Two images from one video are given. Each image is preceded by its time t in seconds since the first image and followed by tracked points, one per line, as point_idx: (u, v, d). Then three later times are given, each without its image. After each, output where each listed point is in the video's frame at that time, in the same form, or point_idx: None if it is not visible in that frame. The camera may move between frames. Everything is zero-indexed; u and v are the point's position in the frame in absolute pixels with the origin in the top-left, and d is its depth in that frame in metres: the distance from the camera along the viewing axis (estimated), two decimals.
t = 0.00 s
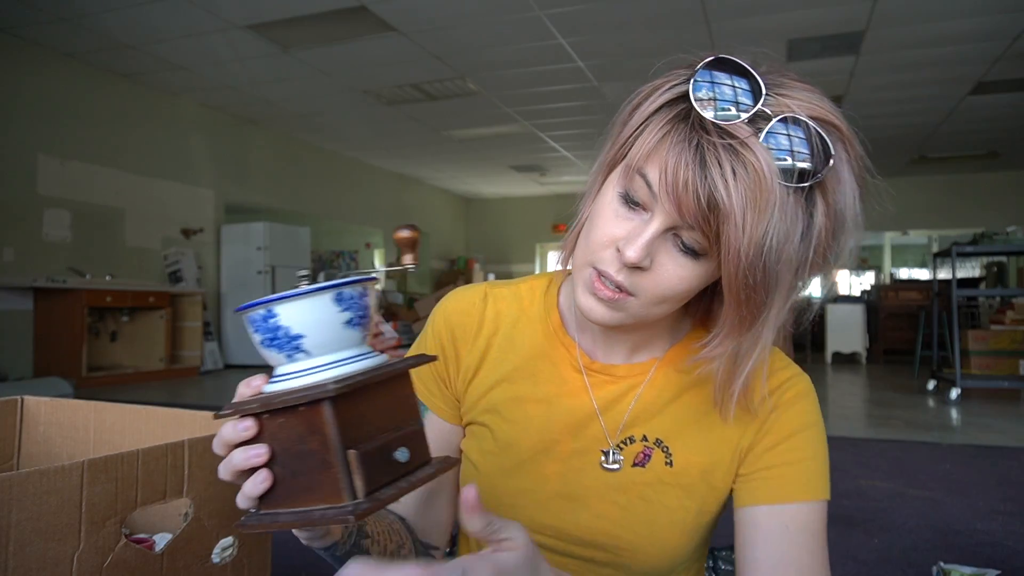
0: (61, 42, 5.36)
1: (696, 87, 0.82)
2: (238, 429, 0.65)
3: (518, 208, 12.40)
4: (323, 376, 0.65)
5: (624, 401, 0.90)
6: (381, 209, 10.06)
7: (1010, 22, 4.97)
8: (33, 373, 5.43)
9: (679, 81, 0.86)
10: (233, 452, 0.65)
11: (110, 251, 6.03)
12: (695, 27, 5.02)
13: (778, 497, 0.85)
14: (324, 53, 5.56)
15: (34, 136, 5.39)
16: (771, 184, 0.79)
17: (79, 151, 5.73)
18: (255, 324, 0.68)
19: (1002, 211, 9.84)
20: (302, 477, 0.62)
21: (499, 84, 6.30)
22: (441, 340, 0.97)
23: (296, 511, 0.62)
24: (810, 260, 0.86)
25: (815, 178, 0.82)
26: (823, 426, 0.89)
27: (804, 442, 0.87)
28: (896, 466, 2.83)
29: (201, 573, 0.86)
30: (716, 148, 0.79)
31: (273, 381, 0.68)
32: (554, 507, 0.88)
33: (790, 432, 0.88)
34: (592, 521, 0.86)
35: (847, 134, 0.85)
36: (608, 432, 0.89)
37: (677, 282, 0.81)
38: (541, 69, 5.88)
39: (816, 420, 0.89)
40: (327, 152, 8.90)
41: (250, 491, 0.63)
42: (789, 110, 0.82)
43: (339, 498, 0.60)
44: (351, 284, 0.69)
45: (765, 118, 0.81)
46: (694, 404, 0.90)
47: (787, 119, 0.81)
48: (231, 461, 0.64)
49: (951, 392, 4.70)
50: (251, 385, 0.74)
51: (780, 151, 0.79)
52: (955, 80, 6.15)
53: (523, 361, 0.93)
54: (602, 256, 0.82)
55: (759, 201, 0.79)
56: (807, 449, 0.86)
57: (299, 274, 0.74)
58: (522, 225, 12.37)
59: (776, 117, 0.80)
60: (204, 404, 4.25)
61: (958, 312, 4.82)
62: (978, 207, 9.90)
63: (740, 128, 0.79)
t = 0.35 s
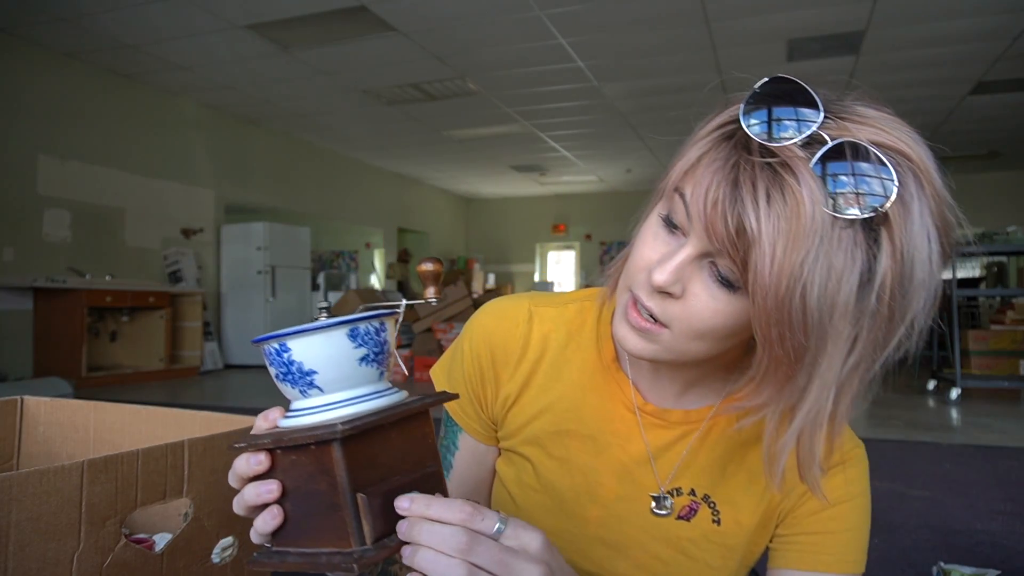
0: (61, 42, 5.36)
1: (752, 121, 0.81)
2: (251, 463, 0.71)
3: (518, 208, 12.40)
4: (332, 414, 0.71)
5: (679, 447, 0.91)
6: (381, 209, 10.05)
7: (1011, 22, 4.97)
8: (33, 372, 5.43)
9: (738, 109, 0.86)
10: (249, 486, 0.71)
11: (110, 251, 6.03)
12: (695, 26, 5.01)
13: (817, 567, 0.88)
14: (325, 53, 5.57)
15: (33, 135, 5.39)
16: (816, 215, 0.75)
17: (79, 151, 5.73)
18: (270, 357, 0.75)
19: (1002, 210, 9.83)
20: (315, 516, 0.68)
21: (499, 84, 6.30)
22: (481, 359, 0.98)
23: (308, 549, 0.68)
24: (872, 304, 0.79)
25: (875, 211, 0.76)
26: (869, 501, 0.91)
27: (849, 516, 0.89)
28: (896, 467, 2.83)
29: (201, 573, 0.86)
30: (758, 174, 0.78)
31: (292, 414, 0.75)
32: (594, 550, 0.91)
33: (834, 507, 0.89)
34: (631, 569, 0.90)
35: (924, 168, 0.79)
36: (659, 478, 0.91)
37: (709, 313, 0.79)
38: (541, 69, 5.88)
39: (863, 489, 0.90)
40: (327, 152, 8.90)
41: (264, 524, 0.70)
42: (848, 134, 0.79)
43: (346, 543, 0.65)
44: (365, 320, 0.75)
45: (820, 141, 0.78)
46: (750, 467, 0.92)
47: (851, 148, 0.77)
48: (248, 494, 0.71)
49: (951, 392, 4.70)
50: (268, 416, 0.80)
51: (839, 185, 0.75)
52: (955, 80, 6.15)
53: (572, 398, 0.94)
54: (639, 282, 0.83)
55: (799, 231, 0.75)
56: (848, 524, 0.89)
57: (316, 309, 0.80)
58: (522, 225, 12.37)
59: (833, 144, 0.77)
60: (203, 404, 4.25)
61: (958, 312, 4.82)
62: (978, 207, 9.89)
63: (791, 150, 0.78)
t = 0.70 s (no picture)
0: (61, 42, 5.36)
1: (769, 131, 0.80)
2: (275, 478, 0.69)
3: (518, 208, 12.40)
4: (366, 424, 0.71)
5: (692, 458, 0.91)
6: (381, 209, 10.05)
7: (1011, 22, 4.96)
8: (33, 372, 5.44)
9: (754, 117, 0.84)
10: (273, 502, 0.70)
11: (110, 251, 6.03)
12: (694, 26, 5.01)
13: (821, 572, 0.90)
14: (325, 53, 5.57)
15: (33, 135, 5.39)
16: (832, 232, 0.75)
17: (78, 151, 5.73)
18: (292, 369, 0.73)
19: (1002, 210, 9.84)
20: (351, 526, 0.69)
21: (499, 84, 6.30)
22: (488, 364, 0.97)
23: (346, 562, 0.69)
24: (889, 322, 0.79)
25: (894, 228, 0.75)
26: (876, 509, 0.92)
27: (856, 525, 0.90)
28: (897, 466, 2.83)
29: (202, 572, 0.86)
30: (771, 188, 0.77)
31: (318, 425, 0.74)
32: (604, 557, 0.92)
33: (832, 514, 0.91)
34: None
35: (946, 185, 0.78)
36: (669, 487, 0.91)
37: (722, 327, 0.79)
38: (541, 69, 5.87)
39: (873, 497, 0.91)
40: (327, 152, 8.90)
41: (291, 540, 0.69)
42: (868, 147, 0.77)
43: (392, 549, 0.67)
44: (391, 326, 0.74)
45: (839, 154, 0.77)
46: (760, 476, 0.92)
47: (872, 162, 0.76)
48: (272, 511, 0.70)
49: (951, 392, 4.70)
50: (282, 431, 0.79)
51: (857, 202, 0.74)
52: (955, 80, 6.15)
53: (581, 406, 0.93)
54: (651, 294, 0.83)
55: (814, 249, 0.75)
56: (856, 537, 0.90)
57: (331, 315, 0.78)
58: (522, 225, 12.37)
59: (851, 157, 0.76)
60: (204, 404, 4.24)
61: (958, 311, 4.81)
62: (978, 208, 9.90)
63: (809, 162, 0.77)
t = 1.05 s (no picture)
0: (61, 42, 5.36)
1: (742, 122, 0.78)
2: (263, 449, 0.73)
3: (518, 209, 12.40)
4: (355, 423, 0.71)
5: (686, 455, 0.90)
6: (381, 209, 10.05)
7: (1012, 22, 4.96)
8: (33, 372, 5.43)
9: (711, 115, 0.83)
10: (256, 468, 0.73)
11: (110, 250, 6.03)
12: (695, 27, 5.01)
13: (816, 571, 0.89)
14: (325, 53, 5.57)
15: (33, 136, 5.39)
16: (783, 217, 0.73)
17: (78, 151, 5.73)
18: (301, 356, 0.73)
19: (1002, 210, 9.83)
20: (323, 515, 0.70)
21: (499, 84, 6.30)
22: (487, 358, 0.97)
23: (310, 545, 0.70)
24: (857, 300, 0.76)
25: (842, 208, 0.74)
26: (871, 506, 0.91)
27: (849, 520, 0.90)
28: (897, 467, 2.83)
29: (202, 573, 0.86)
30: (724, 180, 0.75)
31: (313, 412, 0.74)
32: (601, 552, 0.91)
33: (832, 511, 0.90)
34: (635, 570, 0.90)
35: (896, 159, 0.75)
36: (664, 482, 0.90)
37: (694, 324, 0.77)
38: (541, 69, 5.88)
39: (868, 494, 0.91)
40: (326, 152, 8.90)
41: (263, 507, 0.72)
42: (816, 130, 0.76)
43: (355, 544, 0.68)
44: (402, 338, 0.74)
45: (789, 141, 0.76)
46: (753, 472, 0.91)
47: (823, 150, 0.75)
48: (254, 477, 0.73)
49: (951, 392, 4.70)
50: (279, 403, 0.80)
51: (806, 185, 0.73)
52: (955, 80, 6.15)
53: (578, 401, 0.94)
54: (630, 297, 0.82)
55: (766, 235, 0.73)
56: (851, 527, 0.89)
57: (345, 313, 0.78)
58: (522, 225, 12.37)
59: (800, 144, 0.75)
60: (204, 404, 4.24)
61: (958, 312, 4.81)
62: (978, 208, 9.91)
63: (761, 152, 0.75)
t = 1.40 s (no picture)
0: (61, 42, 5.36)
1: (709, 109, 0.76)
2: (253, 429, 0.72)
3: (519, 208, 12.39)
4: (340, 392, 0.73)
5: (682, 452, 0.88)
6: (381, 208, 10.05)
7: (1012, 22, 4.96)
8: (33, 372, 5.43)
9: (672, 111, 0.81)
10: (245, 449, 0.72)
11: (109, 250, 6.03)
12: (695, 26, 5.01)
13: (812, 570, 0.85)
14: (324, 53, 5.57)
15: (33, 136, 5.38)
16: (758, 200, 0.71)
17: (79, 151, 5.73)
18: (281, 333, 0.75)
19: (1003, 211, 9.83)
20: (316, 485, 0.70)
21: (498, 84, 6.30)
22: (483, 358, 0.97)
23: (305, 516, 0.70)
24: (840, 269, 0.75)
25: (808, 181, 0.72)
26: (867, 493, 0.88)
27: (848, 516, 0.86)
28: (897, 467, 2.83)
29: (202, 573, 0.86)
30: (694, 171, 0.74)
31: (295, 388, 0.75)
32: (594, 549, 0.88)
33: (829, 506, 0.87)
34: (630, 570, 0.87)
35: (857, 125, 0.74)
36: (660, 479, 0.87)
37: (688, 322, 0.76)
38: (542, 69, 5.87)
39: (863, 491, 0.88)
40: (326, 152, 8.90)
41: (258, 487, 0.71)
42: (774, 110, 0.75)
43: (348, 509, 0.69)
44: (378, 307, 0.76)
45: (752, 124, 0.75)
46: (752, 466, 0.88)
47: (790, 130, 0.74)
48: (243, 458, 0.72)
49: (951, 392, 4.70)
50: (266, 387, 0.79)
51: (774, 167, 0.72)
52: (955, 80, 6.15)
53: (572, 398, 0.92)
54: (623, 301, 0.79)
55: (747, 220, 0.71)
56: (844, 523, 0.86)
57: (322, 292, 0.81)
58: (523, 225, 12.38)
59: (763, 126, 0.74)
60: (203, 404, 4.24)
61: (958, 311, 4.81)
62: (977, 208, 9.92)
63: (725, 139, 0.74)
